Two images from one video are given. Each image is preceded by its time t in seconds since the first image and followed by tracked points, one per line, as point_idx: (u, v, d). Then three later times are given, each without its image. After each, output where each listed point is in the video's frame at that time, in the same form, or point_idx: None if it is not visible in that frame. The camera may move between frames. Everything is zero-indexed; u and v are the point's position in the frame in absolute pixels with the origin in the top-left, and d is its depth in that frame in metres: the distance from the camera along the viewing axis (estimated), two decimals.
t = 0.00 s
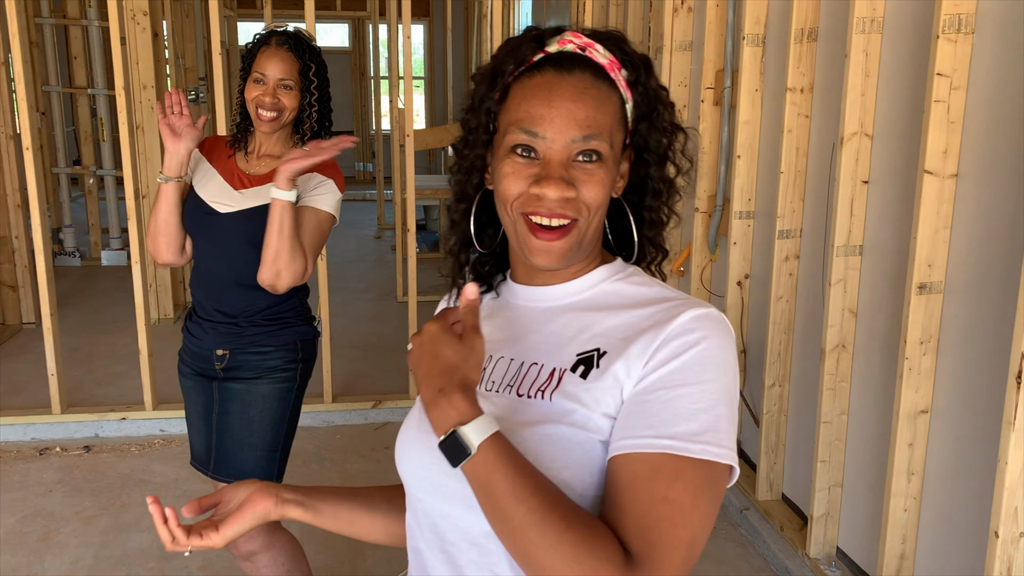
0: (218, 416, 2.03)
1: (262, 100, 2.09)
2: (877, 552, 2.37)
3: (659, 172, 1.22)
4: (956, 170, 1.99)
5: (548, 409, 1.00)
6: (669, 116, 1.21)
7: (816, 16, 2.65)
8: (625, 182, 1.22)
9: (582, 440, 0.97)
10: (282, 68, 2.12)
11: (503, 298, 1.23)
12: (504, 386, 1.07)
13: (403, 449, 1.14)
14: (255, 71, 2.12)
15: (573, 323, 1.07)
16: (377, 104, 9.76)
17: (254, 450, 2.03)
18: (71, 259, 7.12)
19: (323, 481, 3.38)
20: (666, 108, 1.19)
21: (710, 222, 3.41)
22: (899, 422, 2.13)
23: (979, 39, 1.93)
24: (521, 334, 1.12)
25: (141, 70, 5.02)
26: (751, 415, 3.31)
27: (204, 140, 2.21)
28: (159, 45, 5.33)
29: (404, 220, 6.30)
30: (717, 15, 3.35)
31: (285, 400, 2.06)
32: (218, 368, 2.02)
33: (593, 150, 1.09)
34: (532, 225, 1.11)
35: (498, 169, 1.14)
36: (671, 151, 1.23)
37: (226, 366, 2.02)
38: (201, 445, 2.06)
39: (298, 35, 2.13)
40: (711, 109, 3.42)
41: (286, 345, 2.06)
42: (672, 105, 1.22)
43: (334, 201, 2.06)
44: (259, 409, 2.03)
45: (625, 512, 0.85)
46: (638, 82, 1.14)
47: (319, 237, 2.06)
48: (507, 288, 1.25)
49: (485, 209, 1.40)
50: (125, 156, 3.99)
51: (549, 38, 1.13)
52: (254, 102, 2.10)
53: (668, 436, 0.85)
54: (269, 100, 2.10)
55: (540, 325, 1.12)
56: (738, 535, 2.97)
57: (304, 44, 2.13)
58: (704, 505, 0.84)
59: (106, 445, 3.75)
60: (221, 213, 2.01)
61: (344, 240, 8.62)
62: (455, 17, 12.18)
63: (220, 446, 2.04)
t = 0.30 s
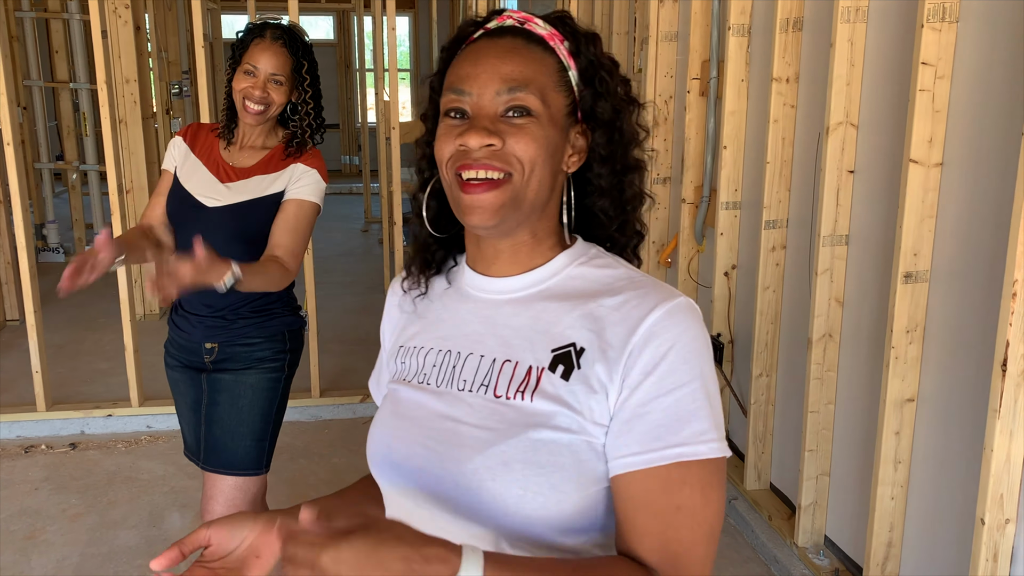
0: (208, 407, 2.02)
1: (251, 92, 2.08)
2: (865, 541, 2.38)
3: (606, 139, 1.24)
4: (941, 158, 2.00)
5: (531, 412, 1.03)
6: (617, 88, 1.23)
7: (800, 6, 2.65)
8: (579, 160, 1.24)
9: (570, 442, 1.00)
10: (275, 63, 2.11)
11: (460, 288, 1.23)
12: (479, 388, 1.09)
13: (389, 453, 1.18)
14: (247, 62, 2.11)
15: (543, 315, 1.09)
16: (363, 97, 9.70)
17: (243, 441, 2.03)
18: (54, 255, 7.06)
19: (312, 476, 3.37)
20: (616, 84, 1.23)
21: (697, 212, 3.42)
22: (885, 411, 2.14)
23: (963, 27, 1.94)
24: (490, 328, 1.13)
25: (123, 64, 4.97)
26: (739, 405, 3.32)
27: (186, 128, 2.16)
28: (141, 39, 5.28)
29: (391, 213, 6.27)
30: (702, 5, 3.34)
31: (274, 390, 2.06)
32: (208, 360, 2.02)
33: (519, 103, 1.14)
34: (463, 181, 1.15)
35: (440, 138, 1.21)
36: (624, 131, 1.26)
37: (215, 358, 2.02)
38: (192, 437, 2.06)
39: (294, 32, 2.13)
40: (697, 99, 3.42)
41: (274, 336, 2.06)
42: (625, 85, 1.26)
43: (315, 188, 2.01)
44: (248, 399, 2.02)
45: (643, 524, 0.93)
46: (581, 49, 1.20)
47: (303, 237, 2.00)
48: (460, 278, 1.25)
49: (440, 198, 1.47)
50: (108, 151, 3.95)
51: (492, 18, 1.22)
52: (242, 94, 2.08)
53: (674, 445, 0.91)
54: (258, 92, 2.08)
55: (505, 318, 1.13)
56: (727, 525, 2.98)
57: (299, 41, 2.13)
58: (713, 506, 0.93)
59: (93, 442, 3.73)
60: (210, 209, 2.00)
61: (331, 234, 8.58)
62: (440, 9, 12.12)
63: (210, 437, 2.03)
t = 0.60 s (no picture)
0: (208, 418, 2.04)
1: (239, 98, 2.05)
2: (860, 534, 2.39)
3: (573, 136, 1.31)
4: (936, 153, 2.00)
5: (518, 382, 1.11)
6: (585, 83, 1.29)
7: None
8: (546, 150, 1.31)
9: (555, 407, 1.09)
10: (269, 76, 2.10)
11: (432, 270, 1.27)
12: (464, 363, 1.14)
13: (370, 430, 1.20)
14: (242, 69, 2.09)
15: (524, 292, 1.15)
16: (360, 92, 9.66)
17: (251, 454, 2.05)
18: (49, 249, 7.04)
19: (309, 470, 3.37)
20: (584, 81, 1.29)
21: (693, 207, 3.42)
22: (881, 404, 2.14)
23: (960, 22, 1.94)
24: (469, 306, 1.19)
25: (117, 58, 4.95)
26: (734, 400, 3.33)
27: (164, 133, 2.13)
28: (136, 32, 5.26)
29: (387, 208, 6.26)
30: None
31: (275, 401, 2.07)
32: (204, 376, 2.02)
33: (497, 108, 1.19)
34: (442, 179, 1.21)
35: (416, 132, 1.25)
36: (590, 125, 1.33)
37: (212, 373, 2.02)
38: (192, 451, 2.07)
39: (295, 53, 2.15)
40: (694, 94, 3.42)
41: (270, 347, 2.06)
42: (592, 80, 1.31)
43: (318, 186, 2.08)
44: (252, 411, 2.04)
45: (629, 475, 1.07)
46: (553, 48, 1.24)
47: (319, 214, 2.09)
48: (432, 260, 1.28)
49: (413, 183, 1.45)
50: (103, 144, 3.94)
51: (466, 8, 1.24)
52: (230, 96, 2.05)
53: (657, 404, 1.05)
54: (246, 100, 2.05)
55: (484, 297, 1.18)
56: (723, 518, 2.99)
57: (298, 64, 2.14)
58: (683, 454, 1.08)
59: (88, 437, 3.72)
60: (188, 223, 1.97)
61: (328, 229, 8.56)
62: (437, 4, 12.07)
63: (214, 448, 2.05)
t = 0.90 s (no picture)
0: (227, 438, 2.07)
1: (238, 142, 1.97)
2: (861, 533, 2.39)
3: (564, 134, 1.32)
4: (940, 152, 2.00)
5: (524, 356, 1.15)
6: (576, 80, 1.29)
7: None
8: (538, 143, 1.32)
9: (560, 378, 1.14)
10: (268, 119, 2.02)
11: (434, 254, 1.28)
12: (473, 340, 1.17)
13: (383, 405, 1.23)
14: (241, 112, 2.01)
15: (527, 273, 1.19)
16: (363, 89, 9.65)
17: (272, 459, 2.12)
18: (52, 245, 7.05)
19: (311, 467, 3.37)
20: (574, 79, 1.29)
21: (695, 205, 3.42)
22: (882, 403, 2.14)
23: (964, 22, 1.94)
24: (476, 288, 1.21)
25: (121, 54, 4.95)
26: (736, 398, 3.33)
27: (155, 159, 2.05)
28: (140, 29, 5.26)
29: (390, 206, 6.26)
30: None
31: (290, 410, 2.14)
32: (221, 397, 2.05)
33: (489, 113, 1.20)
34: (437, 181, 1.22)
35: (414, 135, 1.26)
36: (580, 121, 1.33)
37: (228, 394, 2.06)
38: (205, 469, 2.08)
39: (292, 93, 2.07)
40: (697, 92, 3.42)
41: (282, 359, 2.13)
42: (584, 76, 1.31)
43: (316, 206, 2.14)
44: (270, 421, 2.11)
45: (619, 438, 1.15)
46: (544, 48, 1.24)
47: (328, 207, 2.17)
48: (433, 246, 1.29)
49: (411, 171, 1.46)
50: (107, 140, 3.94)
51: (461, 12, 1.24)
52: (229, 141, 1.97)
53: (646, 374, 1.12)
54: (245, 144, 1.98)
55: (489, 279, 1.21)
56: (724, 517, 3.00)
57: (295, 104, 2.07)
58: (669, 418, 1.16)
59: (90, 432, 3.73)
60: (200, 263, 1.96)
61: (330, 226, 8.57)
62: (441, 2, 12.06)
63: (231, 458, 2.10)
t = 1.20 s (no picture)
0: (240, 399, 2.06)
1: (207, 61, 1.98)
2: (863, 536, 2.38)
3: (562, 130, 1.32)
4: (942, 155, 2.00)
5: (539, 351, 1.18)
6: (572, 80, 1.30)
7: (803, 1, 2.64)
8: (544, 143, 1.32)
9: (571, 373, 1.18)
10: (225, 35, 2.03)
11: (455, 250, 1.30)
12: (490, 334, 1.20)
13: (400, 392, 1.26)
14: (192, 39, 2.02)
15: (540, 272, 1.22)
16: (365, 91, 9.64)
17: (281, 414, 2.13)
18: (54, 245, 7.05)
19: (312, 468, 3.37)
20: (570, 78, 1.30)
21: (698, 207, 3.42)
22: (884, 406, 2.14)
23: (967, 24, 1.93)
24: (493, 285, 1.23)
25: (123, 54, 4.95)
26: (737, 400, 3.33)
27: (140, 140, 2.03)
28: (142, 30, 5.26)
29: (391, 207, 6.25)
30: None
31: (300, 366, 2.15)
32: (236, 356, 2.05)
33: (483, 117, 1.22)
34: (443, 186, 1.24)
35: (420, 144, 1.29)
36: (581, 119, 1.34)
37: (243, 353, 2.06)
38: (218, 429, 2.07)
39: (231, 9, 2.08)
40: (699, 94, 3.42)
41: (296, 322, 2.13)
42: (580, 77, 1.33)
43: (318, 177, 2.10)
44: (286, 378, 2.11)
45: (625, 431, 1.19)
46: (536, 50, 1.26)
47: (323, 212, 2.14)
48: (453, 242, 1.31)
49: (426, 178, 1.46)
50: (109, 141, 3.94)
51: (456, 26, 1.27)
52: (199, 68, 1.98)
53: (652, 372, 1.16)
54: (214, 59, 1.99)
55: (501, 276, 1.24)
56: (725, 519, 2.99)
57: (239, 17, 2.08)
58: (673, 413, 1.20)
59: (92, 432, 3.73)
60: (212, 221, 1.95)
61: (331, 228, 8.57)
62: (443, 3, 12.07)
63: (242, 420, 2.09)
